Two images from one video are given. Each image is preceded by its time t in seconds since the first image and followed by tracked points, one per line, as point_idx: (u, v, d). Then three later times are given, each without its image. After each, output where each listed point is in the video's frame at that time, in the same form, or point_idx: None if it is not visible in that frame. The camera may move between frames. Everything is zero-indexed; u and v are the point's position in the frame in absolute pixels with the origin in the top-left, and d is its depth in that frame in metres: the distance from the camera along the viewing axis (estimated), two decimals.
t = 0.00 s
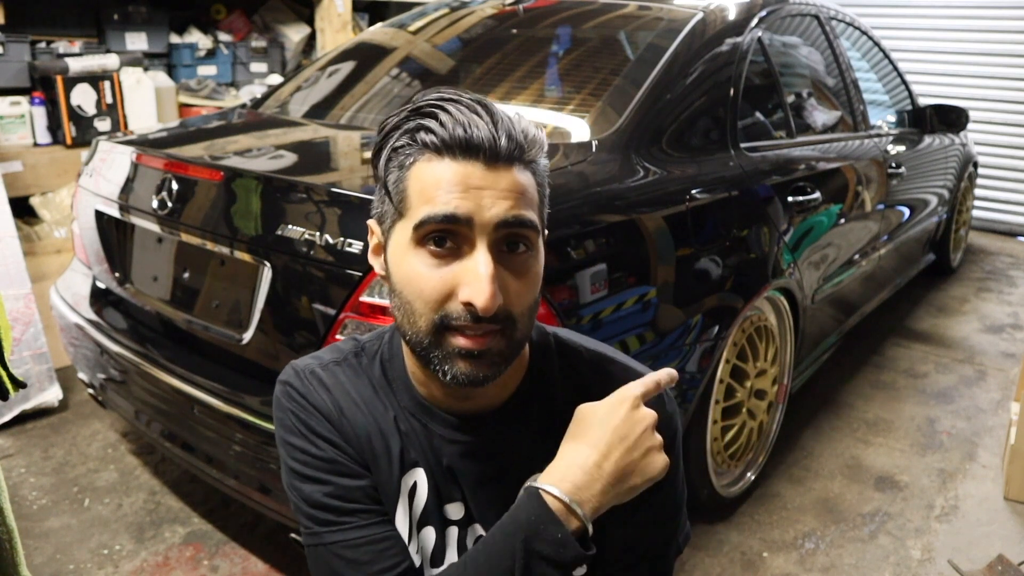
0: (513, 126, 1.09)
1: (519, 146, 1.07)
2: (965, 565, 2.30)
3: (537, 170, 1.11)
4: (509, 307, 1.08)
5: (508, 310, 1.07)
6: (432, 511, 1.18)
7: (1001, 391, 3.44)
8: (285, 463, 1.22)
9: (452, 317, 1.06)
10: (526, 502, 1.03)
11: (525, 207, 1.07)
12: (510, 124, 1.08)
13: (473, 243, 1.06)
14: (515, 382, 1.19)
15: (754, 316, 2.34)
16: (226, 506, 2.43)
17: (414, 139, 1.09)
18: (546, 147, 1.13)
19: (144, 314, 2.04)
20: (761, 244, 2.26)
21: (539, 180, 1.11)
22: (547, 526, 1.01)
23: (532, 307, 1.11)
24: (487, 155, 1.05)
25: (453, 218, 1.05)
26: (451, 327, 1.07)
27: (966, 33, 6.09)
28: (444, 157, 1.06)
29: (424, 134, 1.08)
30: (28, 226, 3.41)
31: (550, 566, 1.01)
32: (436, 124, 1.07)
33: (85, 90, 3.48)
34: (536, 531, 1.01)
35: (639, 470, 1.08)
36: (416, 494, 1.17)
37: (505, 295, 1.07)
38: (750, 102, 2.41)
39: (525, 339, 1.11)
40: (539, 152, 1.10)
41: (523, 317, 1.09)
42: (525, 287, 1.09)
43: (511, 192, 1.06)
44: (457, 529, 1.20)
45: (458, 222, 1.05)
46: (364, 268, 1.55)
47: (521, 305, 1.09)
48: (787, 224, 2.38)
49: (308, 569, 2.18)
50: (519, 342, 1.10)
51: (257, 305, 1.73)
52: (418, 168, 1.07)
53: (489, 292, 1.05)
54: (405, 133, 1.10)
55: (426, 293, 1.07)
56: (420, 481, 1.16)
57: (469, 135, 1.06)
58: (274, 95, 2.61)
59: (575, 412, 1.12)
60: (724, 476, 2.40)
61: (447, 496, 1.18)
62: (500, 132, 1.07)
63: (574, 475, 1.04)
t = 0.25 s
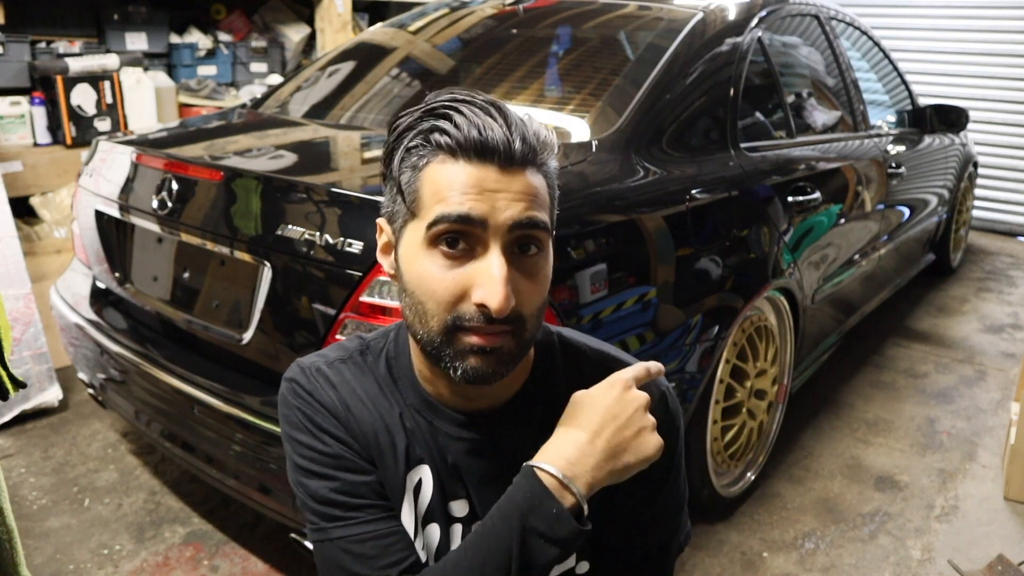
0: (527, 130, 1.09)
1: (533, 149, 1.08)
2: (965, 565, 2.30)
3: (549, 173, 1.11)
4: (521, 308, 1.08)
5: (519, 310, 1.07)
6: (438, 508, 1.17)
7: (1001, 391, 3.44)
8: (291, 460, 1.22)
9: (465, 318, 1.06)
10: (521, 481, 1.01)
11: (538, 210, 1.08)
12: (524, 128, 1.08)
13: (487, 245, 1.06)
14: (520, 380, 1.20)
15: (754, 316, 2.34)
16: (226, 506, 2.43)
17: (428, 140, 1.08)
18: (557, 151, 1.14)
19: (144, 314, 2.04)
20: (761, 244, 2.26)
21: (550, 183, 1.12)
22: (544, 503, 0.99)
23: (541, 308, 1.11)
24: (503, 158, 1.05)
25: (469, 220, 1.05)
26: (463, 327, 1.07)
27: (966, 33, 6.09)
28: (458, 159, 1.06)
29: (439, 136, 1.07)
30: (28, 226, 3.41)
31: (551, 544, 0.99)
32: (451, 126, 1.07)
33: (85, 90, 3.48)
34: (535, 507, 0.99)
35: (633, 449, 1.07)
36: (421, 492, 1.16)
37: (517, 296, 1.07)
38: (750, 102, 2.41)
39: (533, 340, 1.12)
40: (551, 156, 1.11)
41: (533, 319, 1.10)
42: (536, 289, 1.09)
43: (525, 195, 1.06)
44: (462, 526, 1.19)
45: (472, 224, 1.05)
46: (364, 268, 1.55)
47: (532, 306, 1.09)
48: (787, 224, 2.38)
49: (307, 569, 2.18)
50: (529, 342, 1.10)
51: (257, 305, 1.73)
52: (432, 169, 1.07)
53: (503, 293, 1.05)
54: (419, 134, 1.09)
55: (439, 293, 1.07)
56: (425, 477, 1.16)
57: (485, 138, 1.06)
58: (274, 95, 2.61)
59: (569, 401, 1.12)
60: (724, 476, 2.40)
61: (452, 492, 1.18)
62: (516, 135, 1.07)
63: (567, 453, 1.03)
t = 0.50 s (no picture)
0: (527, 115, 1.10)
1: (534, 132, 1.09)
2: (965, 565, 2.30)
3: (553, 159, 1.12)
4: (530, 289, 1.07)
5: (528, 291, 1.07)
6: (438, 515, 1.20)
7: (1001, 391, 3.44)
8: (298, 466, 1.26)
9: (474, 300, 1.06)
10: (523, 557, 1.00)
11: (542, 190, 1.08)
12: (525, 113, 1.10)
13: (492, 225, 1.06)
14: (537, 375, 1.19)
15: (754, 316, 2.34)
16: (226, 506, 2.43)
17: (431, 130, 1.10)
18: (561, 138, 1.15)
19: (144, 314, 2.04)
20: (761, 244, 2.26)
21: (555, 168, 1.12)
22: None
23: (552, 292, 1.11)
24: (504, 140, 1.07)
25: (472, 200, 1.06)
26: (472, 309, 1.06)
27: (966, 33, 6.09)
28: (461, 144, 1.07)
29: (441, 124, 1.09)
30: (28, 226, 3.41)
31: None
32: (453, 114, 1.09)
33: (85, 90, 3.48)
34: None
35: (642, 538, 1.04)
36: (420, 497, 1.20)
37: (525, 276, 1.07)
38: (750, 102, 2.41)
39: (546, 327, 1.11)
40: (554, 141, 1.12)
41: (543, 302, 1.09)
42: (545, 270, 1.09)
43: (528, 176, 1.07)
44: (468, 531, 1.20)
45: (476, 204, 1.06)
46: (364, 268, 1.55)
47: (542, 287, 1.08)
48: (787, 224, 2.38)
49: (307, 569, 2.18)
50: (540, 326, 1.10)
51: (257, 305, 1.73)
52: (435, 157, 1.09)
53: (509, 271, 1.04)
54: (422, 125, 1.11)
55: (448, 276, 1.07)
56: (422, 483, 1.20)
57: (486, 122, 1.07)
58: (274, 95, 2.61)
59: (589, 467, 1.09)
60: (724, 476, 2.40)
61: (458, 497, 1.19)
62: (515, 120, 1.08)
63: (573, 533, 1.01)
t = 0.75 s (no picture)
0: (533, 122, 1.10)
1: (539, 138, 1.09)
2: (965, 565, 2.30)
3: (561, 165, 1.12)
4: (537, 297, 1.06)
5: (535, 297, 1.06)
6: (439, 526, 1.21)
7: (1001, 391, 3.44)
8: (307, 468, 1.30)
9: (480, 308, 1.06)
10: None
11: (548, 196, 1.08)
12: (530, 118, 1.10)
13: (497, 231, 1.06)
14: (547, 386, 1.19)
15: (754, 316, 2.34)
16: (226, 506, 2.43)
17: (436, 139, 1.11)
18: (570, 145, 1.14)
19: (144, 314, 2.05)
20: (761, 244, 2.26)
21: (563, 174, 1.12)
22: None
23: (561, 300, 1.10)
24: (508, 147, 1.07)
25: (477, 207, 1.06)
26: (479, 317, 1.06)
27: (966, 33, 6.09)
28: (466, 152, 1.08)
29: (447, 133, 1.09)
30: (28, 226, 3.40)
31: None
32: (458, 123, 1.09)
33: (85, 90, 3.48)
34: None
35: None
36: (421, 505, 1.21)
37: (531, 283, 1.06)
38: (750, 102, 2.41)
39: (556, 334, 1.10)
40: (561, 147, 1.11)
41: (552, 309, 1.08)
42: (553, 276, 1.08)
43: (533, 182, 1.07)
44: (467, 544, 1.20)
45: (481, 211, 1.06)
46: (364, 268, 1.55)
47: (550, 295, 1.08)
48: (787, 224, 2.38)
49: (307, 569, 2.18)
50: (549, 334, 1.09)
51: (257, 305, 1.73)
52: (441, 165, 1.09)
53: (514, 278, 1.04)
54: (428, 135, 1.12)
55: (454, 284, 1.07)
56: (422, 492, 1.20)
57: (490, 129, 1.07)
58: (275, 95, 2.61)
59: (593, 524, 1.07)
60: (724, 476, 2.40)
61: (460, 508, 1.19)
62: (520, 126, 1.08)
63: None
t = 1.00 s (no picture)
0: (524, 124, 1.10)
1: (530, 141, 1.08)
2: (965, 565, 2.30)
3: (556, 167, 1.11)
4: (533, 302, 1.06)
5: (531, 302, 1.06)
6: (446, 528, 1.21)
7: (1001, 391, 3.44)
8: (316, 472, 1.31)
9: (476, 316, 1.06)
10: None
11: (541, 199, 1.07)
12: (521, 122, 1.09)
13: (490, 237, 1.06)
14: (554, 390, 1.18)
15: (754, 316, 2.34)
16: (226, 506, 2.43)
17: (428, 147, 1.11)
18: (565, 145, 1.13)
19: (144, 314, 2.05)
20: (761, 244, 2.26)
21: (559, 176, 1.11)
22: None
23: (561, 304, 1.09)
24: (498, 152, 1.07)
25: (468, 214, 1.06)
26: (475, 324, 1.06)
27: (966, 33, 6.09)
28: (457, 159, 1.08)
29: (438, 140, 1.09)
30: (28, 226, 3.41)
31: None
32: (448, 130, 1.09)
33: (85, 90, 3.48)
34: None
35: None
36: (429, 508, 1.21)
37: (527, 288, 1.06)
38: (750, 102, 2.41)
39: (556, 338, 1.10)
40: (555, 148, 1.10)
41: (550, 313, 1.08)
42: (550, 280, 1.07)
43: (524, 185, 1.06)
44: (476, 546, 1.20)
45: (473, 217, 1.06)
46: (364, 268, 1.55)
47: (548, 299, 1.07)
48: (787, 224, 2.38)
49: (307, 569, 2.18)
50: (548, 339, 1.08)
51: (257, 305, 1.73)
52: (433, 173, 1.09)
53: (508, 284, 1.04)
54: (420, 144, 1.12)
55: (450, 293, 1.07)
56: (431, 495, 1.20)
57: (480, 134, 1.07)
58: (275, 95, 2.61)
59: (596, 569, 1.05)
60: (724, 476, 2.40)
61: (468, 511, 1.19)
62: (510, 129, 1.08)
63: None
